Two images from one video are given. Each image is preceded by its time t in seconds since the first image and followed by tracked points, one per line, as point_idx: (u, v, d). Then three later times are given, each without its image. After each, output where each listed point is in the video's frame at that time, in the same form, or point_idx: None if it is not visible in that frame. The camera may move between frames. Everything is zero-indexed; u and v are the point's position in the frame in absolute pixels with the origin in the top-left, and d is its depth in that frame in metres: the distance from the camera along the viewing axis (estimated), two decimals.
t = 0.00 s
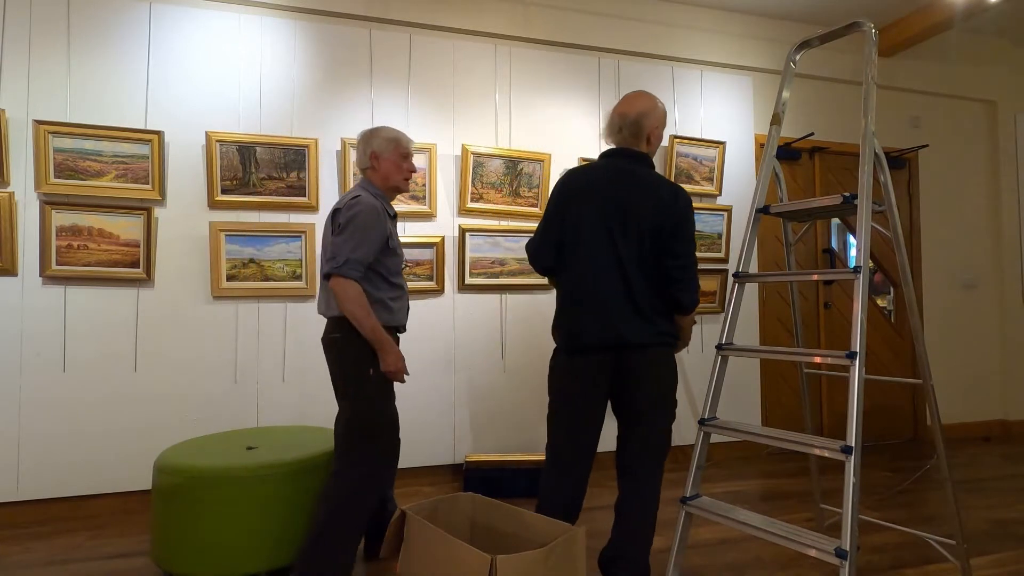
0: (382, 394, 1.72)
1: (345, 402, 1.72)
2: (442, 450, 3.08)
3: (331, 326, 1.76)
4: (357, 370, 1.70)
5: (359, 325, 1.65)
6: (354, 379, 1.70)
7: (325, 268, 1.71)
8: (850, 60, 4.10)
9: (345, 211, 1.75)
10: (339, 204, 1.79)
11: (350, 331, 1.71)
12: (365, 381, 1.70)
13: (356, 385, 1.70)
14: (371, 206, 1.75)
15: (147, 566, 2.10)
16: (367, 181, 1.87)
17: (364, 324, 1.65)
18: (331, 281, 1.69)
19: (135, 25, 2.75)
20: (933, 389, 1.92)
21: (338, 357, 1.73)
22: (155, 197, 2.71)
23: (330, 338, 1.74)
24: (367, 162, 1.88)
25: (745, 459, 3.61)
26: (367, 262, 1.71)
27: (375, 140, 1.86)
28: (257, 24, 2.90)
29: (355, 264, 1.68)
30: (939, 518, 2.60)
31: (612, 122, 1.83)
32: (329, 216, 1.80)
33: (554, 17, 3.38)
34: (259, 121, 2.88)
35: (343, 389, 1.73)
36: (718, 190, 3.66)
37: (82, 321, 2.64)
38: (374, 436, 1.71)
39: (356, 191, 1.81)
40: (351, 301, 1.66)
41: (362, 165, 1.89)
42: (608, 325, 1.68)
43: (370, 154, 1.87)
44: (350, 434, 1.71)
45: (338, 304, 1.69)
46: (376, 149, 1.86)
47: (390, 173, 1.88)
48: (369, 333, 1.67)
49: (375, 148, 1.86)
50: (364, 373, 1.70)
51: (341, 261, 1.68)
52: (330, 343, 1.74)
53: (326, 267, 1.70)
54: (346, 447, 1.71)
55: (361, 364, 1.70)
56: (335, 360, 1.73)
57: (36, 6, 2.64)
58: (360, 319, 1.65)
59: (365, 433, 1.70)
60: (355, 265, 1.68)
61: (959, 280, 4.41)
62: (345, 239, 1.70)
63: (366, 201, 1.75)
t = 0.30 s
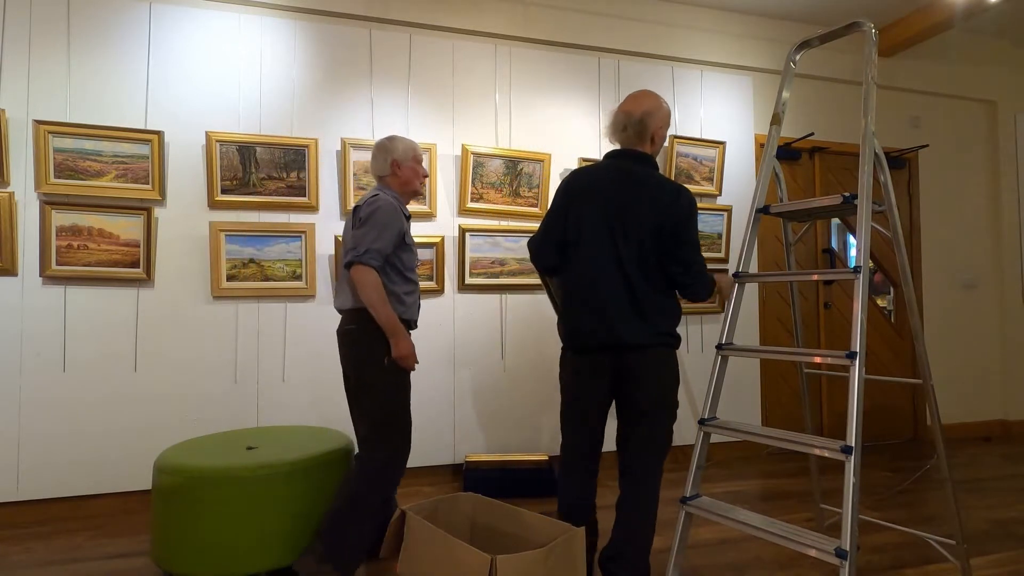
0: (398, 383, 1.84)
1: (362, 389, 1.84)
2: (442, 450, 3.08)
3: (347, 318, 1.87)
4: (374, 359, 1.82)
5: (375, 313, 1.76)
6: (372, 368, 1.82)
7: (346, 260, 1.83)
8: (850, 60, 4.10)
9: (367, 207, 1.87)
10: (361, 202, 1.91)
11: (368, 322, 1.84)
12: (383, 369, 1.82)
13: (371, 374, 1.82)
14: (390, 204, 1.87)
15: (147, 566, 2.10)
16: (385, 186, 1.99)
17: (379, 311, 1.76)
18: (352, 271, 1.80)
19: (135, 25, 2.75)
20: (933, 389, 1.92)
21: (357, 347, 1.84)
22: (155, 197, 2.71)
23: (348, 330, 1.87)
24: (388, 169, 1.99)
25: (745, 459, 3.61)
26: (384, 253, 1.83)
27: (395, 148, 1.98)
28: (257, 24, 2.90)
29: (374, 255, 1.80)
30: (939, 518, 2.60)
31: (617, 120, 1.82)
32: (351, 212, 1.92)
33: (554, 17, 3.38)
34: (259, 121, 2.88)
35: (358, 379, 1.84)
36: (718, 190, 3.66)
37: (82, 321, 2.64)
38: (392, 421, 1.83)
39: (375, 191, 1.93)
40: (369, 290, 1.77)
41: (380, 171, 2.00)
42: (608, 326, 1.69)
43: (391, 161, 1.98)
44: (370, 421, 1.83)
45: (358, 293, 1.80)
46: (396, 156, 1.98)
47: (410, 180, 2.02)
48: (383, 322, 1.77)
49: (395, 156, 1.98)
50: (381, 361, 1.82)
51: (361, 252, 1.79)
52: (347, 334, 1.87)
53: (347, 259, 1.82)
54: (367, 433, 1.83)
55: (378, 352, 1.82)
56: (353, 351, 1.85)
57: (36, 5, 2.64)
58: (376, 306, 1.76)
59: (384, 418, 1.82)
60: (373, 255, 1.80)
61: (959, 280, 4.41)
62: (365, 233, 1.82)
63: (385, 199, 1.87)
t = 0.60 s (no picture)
0: (400, 384, 1.84)
1: (366, 390, 1.85)
2: (442, 450, 3.08)
3: (357, 319, 1.88)
4: (376, 361, 1.83)
5: (389, 312, 1.76)
6: (374, 370, 1.83)
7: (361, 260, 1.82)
8: (850, 61, 4.10)
9: (381, 207, 1.87)
10: (373, 202, 1.91)
11: (375, 323, 1.84)
12: (384, 372, 1.82)
13: (374, 374, 1.83)
14: (404, 205, 1.88)
15: (147, 566, 2.10)
16: (396, 189, 2.00)
17: (394, 310, 1.76)
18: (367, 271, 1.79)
19: (135, 25, 2.75)
20: (933, 389, 1.92)
21: (360, 349, 1.86)
22: (155, 197, 2.71)
23: (354, 330, 1.88)
24: (398, 171, 1.99)
25: (745, 459, 3.61)
26: (397, 253, 1.83)
27: (405, 151, 1.99)
28: (257, 24, 2.90)
29: (388, 254, 1.79)
30: (939, 518, 2.60)
31: (598, 126, 1.84)
32: (364, 212, 1.91)
33: (554, 17, 3.38)
34: (259, 121, 2.88)
35: (362, 379, 1.86)
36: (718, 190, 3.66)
37: (82, 321, 2.64)
38: (398, 420, 1.84)
39: (386, 192, 1.94)
40: (384, 289, 1.76)
41: (390, 173, 2.00)
42: (604, 331, 1.69)
43: (401, 164, 1.99)
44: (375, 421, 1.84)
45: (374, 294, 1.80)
46: (406, 159, 1.98)
47: (420, 183, 2.03)
48: (398, 321, 1.77)
49: (406, 158, 1.98)
50: (383, 364, 1.82)
51: (377, 252, 1.79)
52: (353, 334, 1.88)
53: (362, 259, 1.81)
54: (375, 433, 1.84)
55: (381, 355, 1.82)
56: (357, 352, 1.86)
57: (36, 6, 2.64)
58: (391, 306, 1.76)
59: (390, 419, 1.83)
60: (388, 255, 1.80)
61: (959, 280, 4.41)
62: (381, 232, 1.82)
63: (398, 198, 1.89)
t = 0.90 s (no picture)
0: (406, 388, 1.85)
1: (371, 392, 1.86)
2: (442, 450, 3.08)
3: (362, 323, 1.88)
4: (382, 363, 1.84)
5: (396, 317, 1.75)
6: (380, 372, 1.84)
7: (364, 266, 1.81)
8: (850, 60, 4.10)
9: (381, 210, 1.86)
10: (371, 206, 1.89)
11: (380, 328, 1.84)
12: (390, 375, 1.83)
13: (380, 377, 1.84)
14: (404, 206, 1.87)
15: (147, 566, 2.10)
16: (398, 185, 2.00)
17: (401, 315, 1.75)
18: (371, 277, 1.78)
19: (135, 25, 2.74)
20: (933, 389, 1.92)
21: (366, 352, 1.87)
22: (155, 197, 2.71)
23: (359, 333, 1.89)
24: (401, 167, 1.99)
25: (745, 459, 3.61)
26: (400, 257, 1.82)
27: (409, 145, 1.99)
28: (256, 25, 2.90)
29: (391, 260, 1.79)
30: (939, 518, 2.60)
31: (578, 139, 1.88)
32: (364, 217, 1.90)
33: (554, 17, 3.37)
34: (259, 121, 2.88)
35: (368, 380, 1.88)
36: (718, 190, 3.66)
37: (82, 321, 2.64)
38: (402, 422, 1.85)
39: (384, 194, 1.92)
40: (389, 294, 1.76)
41: (392, 170, 2.00)
42: (608, 334, 1.71)
43: (405, 159, 1.99)
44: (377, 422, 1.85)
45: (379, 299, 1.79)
46: (409, 155, 1.99)
47: (421, 178, 2.03)
48: (406, 326, 1.76)
49: (409, 153, 1.99)
50: (388, 368, 1.83)
51: (380, 258, 1.78)
52: (358, 338, 1.89)
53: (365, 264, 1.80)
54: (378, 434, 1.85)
55: (386, 359, 1.83)
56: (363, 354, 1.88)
57: (36, 6, 2.64)
58: (397, 311, 1.75)
59: (393, 421, 1.84)
60: (390, 261, 1.79)
61: (958, 279, 4.41)
62: (383, 237, 1.81)
63: (399, 199, 1.88)
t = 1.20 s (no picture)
0: (414, 390, 1.86)
1: (376, 393, 1.86)
2: (442, 450, 3.08)
3: (371, 325, 1.88)
4: (391, 365, 1.84)
5: (414, 323, 1.78)
6: (389, 374, 1.84)
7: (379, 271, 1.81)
8: (850, 61, 4.10)
9: (394, 214, 1.84)
10: (382, 208, 1.87)
11: (392, 331, 1.85)
12: (399, 377, 1.84)
13: (388, 379, 1.84)
14: (416, 209, 1.87)
15: (147, 566, 2.10)
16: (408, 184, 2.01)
17: (418, 321, 1.78)
18: (387, 283, 1.79)
19: (135, 25, 2.74)
20: (933, 389, 1.92)
21: (374, 353, 1.86)
22: (155, 197, 2.71)
23: (367, 334, 1.88)
24: (417, 165, 2.00)
25: (745, 459, 3.60)
26: (414, 263, 1.83)
27: (426, 145, 2.00)
28: (256, 24, 2.90)
29: (407, 267, 1.80)
30: (939, 518, 2.60)
31: (583, 144, 1.89)
32: (374, 219, 1.88)
33: (554, 17, 3.37)
34: (259, 121, 2.88)
35: (375, 381, 1.87)
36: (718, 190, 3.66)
37: (82, 321, 2.64)
38: (406, 424, 1.85)
39: (395, 196, 1.91)
40: (406, 301, 1.78)
41: (407, 166, 1.99)
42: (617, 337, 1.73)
43: (423, 157, 1.99)
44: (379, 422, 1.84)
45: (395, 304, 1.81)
46: (427, 154, 2.00)
47: (434, 178, 2.05)
48: (422, 330, 1.79)
49: (427, 152, 2.00)
50: (398, 369, 1.84)
51: (397, 265, 1.79)
52: (366, 339, 1.89)
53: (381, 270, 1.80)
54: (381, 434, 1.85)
55: (396, 361, 1.84)
56: (370, 355, 1.87)
57: (36, 5, 2.64)
58: (414, 317, 1.78)
59: (397, 422, 1.84)
60: (407, 268, 1.80)
61: (957, 279, 4.41)
62: (399, 243, 1.81)
63: (411, 203, 1.87)
